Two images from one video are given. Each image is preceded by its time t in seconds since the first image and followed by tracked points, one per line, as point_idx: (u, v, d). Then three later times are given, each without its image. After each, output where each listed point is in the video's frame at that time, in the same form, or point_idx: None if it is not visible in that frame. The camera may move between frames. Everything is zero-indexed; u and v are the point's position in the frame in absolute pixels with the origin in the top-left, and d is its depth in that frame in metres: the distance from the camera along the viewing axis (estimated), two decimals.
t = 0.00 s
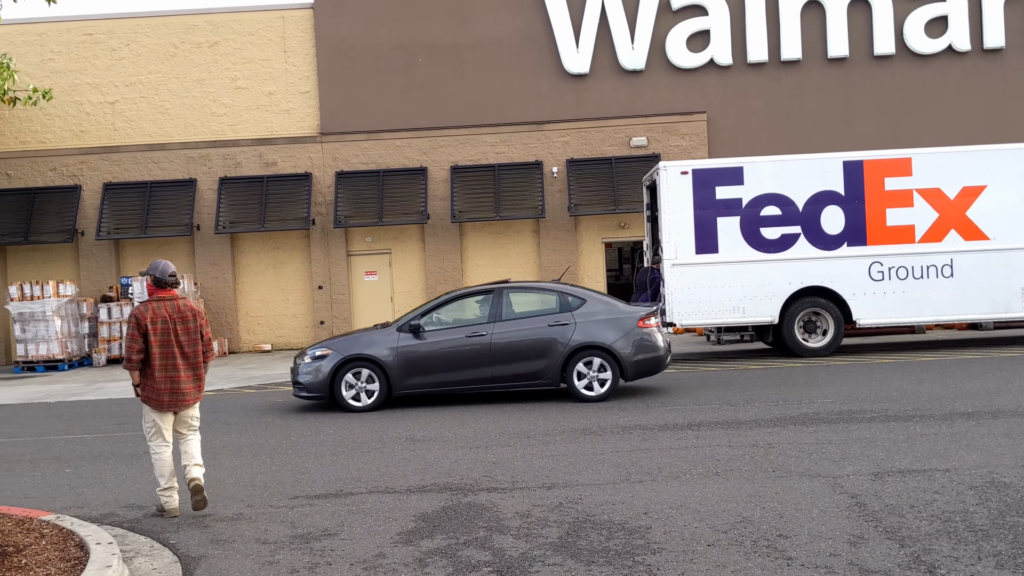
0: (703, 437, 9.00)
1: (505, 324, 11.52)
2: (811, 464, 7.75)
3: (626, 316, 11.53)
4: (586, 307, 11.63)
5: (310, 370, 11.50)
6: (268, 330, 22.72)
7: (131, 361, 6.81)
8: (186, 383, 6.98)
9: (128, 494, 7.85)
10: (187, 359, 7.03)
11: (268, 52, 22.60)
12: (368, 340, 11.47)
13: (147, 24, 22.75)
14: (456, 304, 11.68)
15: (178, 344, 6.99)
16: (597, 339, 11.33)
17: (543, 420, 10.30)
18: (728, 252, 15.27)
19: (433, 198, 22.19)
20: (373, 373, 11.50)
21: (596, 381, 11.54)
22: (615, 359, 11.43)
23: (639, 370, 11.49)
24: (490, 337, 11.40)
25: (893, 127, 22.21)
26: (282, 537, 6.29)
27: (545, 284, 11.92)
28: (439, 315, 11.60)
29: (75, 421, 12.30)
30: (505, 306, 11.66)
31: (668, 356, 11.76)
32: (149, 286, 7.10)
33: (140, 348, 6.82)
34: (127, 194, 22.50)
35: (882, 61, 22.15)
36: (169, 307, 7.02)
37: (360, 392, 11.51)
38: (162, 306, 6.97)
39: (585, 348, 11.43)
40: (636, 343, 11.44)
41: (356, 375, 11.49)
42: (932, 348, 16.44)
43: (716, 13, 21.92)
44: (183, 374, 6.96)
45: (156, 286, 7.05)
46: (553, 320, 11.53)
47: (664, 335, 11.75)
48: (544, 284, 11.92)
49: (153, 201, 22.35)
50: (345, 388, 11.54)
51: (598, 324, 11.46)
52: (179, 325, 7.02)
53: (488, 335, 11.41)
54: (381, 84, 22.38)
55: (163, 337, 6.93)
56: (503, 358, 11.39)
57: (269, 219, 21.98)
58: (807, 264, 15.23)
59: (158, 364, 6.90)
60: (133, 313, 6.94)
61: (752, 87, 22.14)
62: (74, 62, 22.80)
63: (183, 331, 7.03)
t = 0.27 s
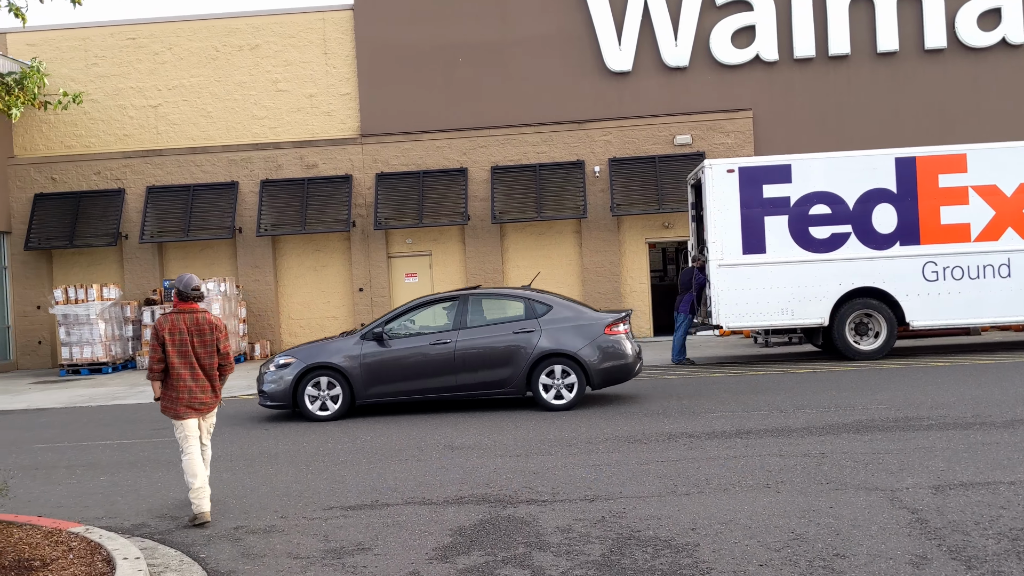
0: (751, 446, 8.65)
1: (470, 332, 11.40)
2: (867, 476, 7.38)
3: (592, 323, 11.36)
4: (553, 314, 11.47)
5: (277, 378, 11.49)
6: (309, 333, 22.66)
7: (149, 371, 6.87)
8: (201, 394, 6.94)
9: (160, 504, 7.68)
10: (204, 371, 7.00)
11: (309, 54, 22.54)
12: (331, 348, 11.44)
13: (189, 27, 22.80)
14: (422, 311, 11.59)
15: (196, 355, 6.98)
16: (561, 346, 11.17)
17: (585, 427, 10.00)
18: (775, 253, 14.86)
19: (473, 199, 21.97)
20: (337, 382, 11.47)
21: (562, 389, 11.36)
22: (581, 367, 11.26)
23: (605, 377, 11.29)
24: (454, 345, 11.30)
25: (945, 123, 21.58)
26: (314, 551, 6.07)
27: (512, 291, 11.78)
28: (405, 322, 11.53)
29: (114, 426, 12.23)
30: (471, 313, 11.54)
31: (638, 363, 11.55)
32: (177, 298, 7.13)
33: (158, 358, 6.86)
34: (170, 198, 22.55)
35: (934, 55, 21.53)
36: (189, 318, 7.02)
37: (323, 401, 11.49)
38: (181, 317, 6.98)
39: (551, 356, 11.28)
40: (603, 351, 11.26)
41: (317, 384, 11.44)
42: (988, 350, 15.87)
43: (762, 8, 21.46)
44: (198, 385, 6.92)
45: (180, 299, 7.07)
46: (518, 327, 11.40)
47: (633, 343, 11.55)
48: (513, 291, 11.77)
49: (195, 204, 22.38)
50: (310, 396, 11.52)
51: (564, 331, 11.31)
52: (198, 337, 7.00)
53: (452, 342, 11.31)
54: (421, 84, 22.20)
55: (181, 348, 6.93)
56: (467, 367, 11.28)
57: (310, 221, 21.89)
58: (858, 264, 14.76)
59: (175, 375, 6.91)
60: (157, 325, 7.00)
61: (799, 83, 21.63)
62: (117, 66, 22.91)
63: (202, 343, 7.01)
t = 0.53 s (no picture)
0: (820, 453, 8.25)
1: (449, 337, 11.18)
2: (946, 486, 6.96)
3: (573, 328, 11.01)
4: (534, 318, 11.17)
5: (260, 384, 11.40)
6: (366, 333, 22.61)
7: (195, 364, 7.28)
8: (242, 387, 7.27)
9: (211, 510, 7.54)
10: (244, 365, 7.32)
11: (365, 54, 22.50)
12: (310, 355, 11.29)
13: (248, 29, 22.90)
14: (405, 316, 11.41)
15: (237, 350, 7.30)
16: (539, 351, 10.88)
17: (646, 431, 9.68)
18: (842, 250, 14.36)
19: (530, 197, 21.70)
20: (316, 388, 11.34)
21: (543, 395, 11.05)
22: (562, 372, 10.93)
23: (586, 382, 10.92)
24: (433, 350, 11.10)
25: (1020, 114, 20.76)
26: (363, 562, 5.85)
27: (495, 295, 11.52)
28: (385, 327, 11.36)
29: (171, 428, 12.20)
30: (453, 317, 11.33)
31: (622, 369, 11.14)
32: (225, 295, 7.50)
33: (202, 351, 7.25)
34: (229, 199, 22.65)
35: (1007, 44, 20.73)
36: (233, 314, 7.35)
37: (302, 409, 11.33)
38: (224, 313, 7.33)
39: (531, 361, 10.98)
40: (583, 356, 10.90)
41: (295, 392, 11.27)
42: None
43: None
44: (239, 378, 7.25)
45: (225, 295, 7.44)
46: (499, 332, 11.13)
47: (617, 347, 11.14)
48: (498, 294, 11.51)
49: (253, 205, 22.45)
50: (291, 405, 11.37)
51: (543, 335, 10.99)
52: (241, 332, 7.33)
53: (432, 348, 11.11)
54: (477, 82, 22.00)
55: (223, 343, 7.28)
56: (447, 373, 11.07)
57: (366, 222, 21.82)
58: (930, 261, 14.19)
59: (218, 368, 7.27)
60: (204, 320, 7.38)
61: (865, 75, 20.98)
62: (177, 70, 23.10)
63: (244, 338, 7.32)
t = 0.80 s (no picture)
0: (906, 460, 7.80)
1: (440, 342, 11.07)
2: None
3: (563, 331, 10.77)
4: (524, 322, 10.97)
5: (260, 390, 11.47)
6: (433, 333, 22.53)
7: (250, 368, 7.19)
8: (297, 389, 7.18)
9: (272, 514, 7.41)
10: (300, 367, 7.23)
11: (431, 54, 22.40)
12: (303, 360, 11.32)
13: (314, 31, 22.98)
14: (398, 321, 11.33)
15: (291, 352, 7.20)
16: (529, 356, 10.68)
17: (719, 436, 9.31)
18: (924, 246, 13.76)
19: (597, 194, 21.37)
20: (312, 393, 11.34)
21: (534, 401, 10.84)
22: (552, 376, 10.70)
23: (578, 388, 10.67)
24: (423, 355, 10.99)
25: None
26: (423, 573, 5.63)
27: (488, 299, 11.35)
28: (379, 333, 11.29)
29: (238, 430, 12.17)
30: (446, 322, 11.21)
31: (617, 373, 10.85)
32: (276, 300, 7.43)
33: (256, 355, 7.16)
34: (297, 201, 22.75)
35: None
36: (285, 318, 7.28)
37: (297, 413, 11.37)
38: (276, 317, 7.25)
39: (521, 365, 10.78)
40: (574, 360, 10.64)
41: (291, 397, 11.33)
42: None
43: None
44: (293, 380, 7.16)
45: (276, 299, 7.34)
46: (489, 337, 10.97)
47: (611, 351, 10.84)
48: (489, 298, 11.34)
49: (321, 207, 22.52)
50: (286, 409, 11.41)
51: (532, 340, 10.79)
52: (294, 335, 7.24)
53: (423, 353, 11.01)
54: (544, 79, 21.72)
55: (276, 345, 7.19)
56: (439, 378, 10.96)
57: (433, 222, 21.72)
58: (1019, 256, 13.52)
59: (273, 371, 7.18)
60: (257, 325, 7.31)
61: (947, 63, 20.18)
62: (246, 73, 23.28)
63: (297, 341, 7.23)
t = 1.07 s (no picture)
0: (1008, 467, 7.30)
1: (442, 346, 10.93)
2: None
3: (563, 336, 10.55)
4: (525, 326, 10.76)
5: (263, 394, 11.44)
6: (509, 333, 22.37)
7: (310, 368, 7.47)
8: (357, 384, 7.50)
9: (343, 517, 7.27)
10: (357, 363, 7.54)
11: (506, 51, 22.23)
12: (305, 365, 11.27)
13: (389, 32, 23.00)
14: (402, 325, 11.21)
15: (349, 350, 7.51)
16: (527, 361, 10.50)
17: (805, 440, 8.90)
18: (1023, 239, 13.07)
19: (676, 190, 20.92)
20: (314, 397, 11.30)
21: (535, 406, 10.68)
22: (552, 381, 10.51)
23: (577, 393, 10.46)
24: (423, 361, 10.87)
25: None
26: None
27: (490, 303, 11.16)
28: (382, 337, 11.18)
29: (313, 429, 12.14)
30: (448, 326, 11.06)
31: (619, 377, 10.60)
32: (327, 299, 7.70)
33: (316, 355, 7.45)
34: (373, 201, 22.79)
35: None
36: (339, 316, 7.57)
37: (302, 418, 11.38)
38: (331, 316, 7.54)
39: (520, 370, 10.61)
40: (574, 365, 10.43)
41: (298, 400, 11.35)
42: None
43: None
44: (353, 376, 7.48)
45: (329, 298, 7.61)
46: (489, 341, 10.80)
47: (613, 356, 10.60)
48: (490, 301, 11.15)
49: (397, 207, 22.52)
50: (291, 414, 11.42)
51: (531, 344, 10.60)
52: (350, 333, 7.55)
53: (425, 358, 10.88)
54: (620, 74, 21.36)
55: (334, 344, 7.49)
56: (440, 383, 10.83)
57: (509, 220, 21.54)
58: None
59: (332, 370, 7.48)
60: (311, 325, 7.58)
61: None
62: (322, 75, 23.41)
63: (353, 338, 7.54)
